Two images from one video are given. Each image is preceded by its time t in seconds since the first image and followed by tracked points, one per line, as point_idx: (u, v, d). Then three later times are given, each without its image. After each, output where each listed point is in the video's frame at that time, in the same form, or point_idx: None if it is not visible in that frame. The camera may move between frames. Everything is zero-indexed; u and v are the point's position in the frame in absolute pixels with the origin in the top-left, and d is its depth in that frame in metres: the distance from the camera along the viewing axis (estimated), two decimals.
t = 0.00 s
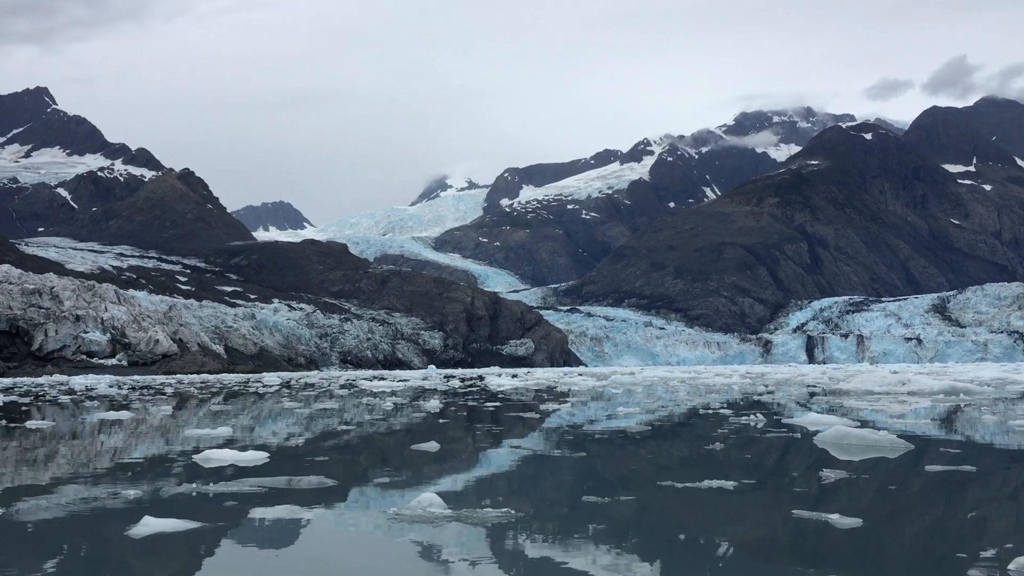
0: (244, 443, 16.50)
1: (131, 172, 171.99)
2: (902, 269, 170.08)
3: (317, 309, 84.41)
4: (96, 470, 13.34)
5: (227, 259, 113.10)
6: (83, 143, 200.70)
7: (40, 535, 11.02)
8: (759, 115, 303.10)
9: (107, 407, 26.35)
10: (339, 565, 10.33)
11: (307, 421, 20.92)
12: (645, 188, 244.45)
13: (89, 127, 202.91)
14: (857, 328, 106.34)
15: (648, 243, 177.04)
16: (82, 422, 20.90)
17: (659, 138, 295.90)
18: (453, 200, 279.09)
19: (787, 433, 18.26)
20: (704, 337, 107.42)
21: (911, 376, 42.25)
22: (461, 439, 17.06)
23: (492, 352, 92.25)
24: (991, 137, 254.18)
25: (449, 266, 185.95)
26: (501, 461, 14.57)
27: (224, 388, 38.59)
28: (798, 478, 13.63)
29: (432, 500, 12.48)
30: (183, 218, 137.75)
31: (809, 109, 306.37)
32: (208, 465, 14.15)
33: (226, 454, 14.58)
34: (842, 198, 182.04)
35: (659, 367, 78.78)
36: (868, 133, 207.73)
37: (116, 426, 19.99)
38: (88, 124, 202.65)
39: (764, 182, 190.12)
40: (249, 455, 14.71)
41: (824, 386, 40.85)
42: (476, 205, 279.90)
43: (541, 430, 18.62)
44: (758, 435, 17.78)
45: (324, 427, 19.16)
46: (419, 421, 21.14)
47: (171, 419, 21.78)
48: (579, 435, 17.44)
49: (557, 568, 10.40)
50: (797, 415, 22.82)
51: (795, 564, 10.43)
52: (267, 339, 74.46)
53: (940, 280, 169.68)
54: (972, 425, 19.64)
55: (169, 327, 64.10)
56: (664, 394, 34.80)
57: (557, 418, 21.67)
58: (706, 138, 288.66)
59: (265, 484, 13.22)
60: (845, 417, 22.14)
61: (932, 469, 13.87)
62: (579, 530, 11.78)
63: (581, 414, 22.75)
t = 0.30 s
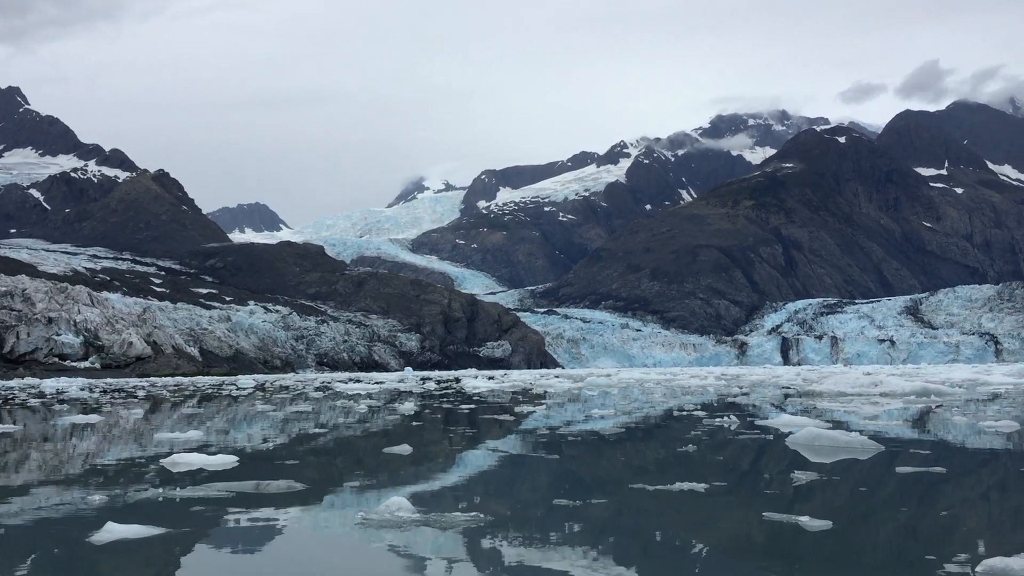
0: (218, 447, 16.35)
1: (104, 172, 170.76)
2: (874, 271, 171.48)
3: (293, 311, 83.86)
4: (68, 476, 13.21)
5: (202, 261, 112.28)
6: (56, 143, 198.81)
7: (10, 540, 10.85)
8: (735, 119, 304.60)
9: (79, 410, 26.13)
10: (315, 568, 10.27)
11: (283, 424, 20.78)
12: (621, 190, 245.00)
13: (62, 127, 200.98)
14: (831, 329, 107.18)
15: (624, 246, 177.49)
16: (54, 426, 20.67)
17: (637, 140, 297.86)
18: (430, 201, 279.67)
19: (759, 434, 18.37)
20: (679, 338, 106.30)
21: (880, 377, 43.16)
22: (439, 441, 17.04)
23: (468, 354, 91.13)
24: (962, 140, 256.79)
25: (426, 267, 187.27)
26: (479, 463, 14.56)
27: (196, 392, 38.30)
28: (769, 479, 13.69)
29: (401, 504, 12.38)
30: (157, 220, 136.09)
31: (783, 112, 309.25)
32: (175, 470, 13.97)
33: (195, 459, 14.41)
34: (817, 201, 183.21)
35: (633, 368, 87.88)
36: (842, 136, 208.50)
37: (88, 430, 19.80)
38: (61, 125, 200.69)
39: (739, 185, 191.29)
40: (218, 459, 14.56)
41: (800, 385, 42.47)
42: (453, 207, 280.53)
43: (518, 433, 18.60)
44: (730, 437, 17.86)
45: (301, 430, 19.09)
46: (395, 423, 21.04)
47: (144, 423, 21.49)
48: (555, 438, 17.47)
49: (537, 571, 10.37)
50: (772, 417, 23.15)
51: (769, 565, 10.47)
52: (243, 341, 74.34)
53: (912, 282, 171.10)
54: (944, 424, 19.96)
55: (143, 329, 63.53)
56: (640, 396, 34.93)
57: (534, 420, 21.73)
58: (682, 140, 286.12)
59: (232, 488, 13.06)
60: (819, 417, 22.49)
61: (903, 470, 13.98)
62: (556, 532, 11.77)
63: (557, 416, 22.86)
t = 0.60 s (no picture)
0: (191, 449, 16.28)
1: (76, 173, 169.00)
2: (846, 272, 172.86)
3: (267, 312, 83.23)
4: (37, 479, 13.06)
5: (174, 262, 111.26)
6: (27, 143, 196.19)
7: None
8: (708, 121, 306.75)
9: (50, 412, 25.92)
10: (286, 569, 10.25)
11: (257, 426, 20.64)
12: (596, 192, 245.52)
13: (33, 127, 198.37)
14: (804, 330, 109.40)
15: (600, 247, 177.85)
16: (23, 429, 20.46)
17: (611, 142, 299.32)
18: (405, 203, 279.70)
19: (730, 435, 18.48)
20: (654, 339, 105.93)
21: (848, 377, 44.01)
22: (414, 443, 17.08)
23: (444, 355, 91.59)
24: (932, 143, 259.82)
25: (401, 268, 187.75)
26: (453, 464, 14.54)
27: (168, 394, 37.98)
28: (738, 480, 13.77)
29: (368, 506, 12.31)
30: (130, 221, 134.54)
31: (757, 114, 311.89)
32: (141, 473, 13.84)
33: (162, 462, 14.31)
34: (789, 203, 184.68)
35: (605, 367, 95.68)
36: (814, 138, 209.62)
37: (59, 432, 19.56)
38: (32, 124, 198.04)
39: (712, 187, 192.23)
40: (186, 462, 14.45)
41: (772, 386, 43.18)
42: (428, 208, 280.64)
43: (493, 435, 18.62)
44: (702, 437, 17.97)
45: (275, 432, 19.08)
46: (370, 425, 21.03)
47: (116, 425, 21.37)
48: (530, 439, 17.51)
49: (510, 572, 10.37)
50: (744, 417, 23.40)
51: (741, 564, 10.53)
52: (216, 342, 73.55)
53: (883, 283, 172.54)
54: (917, 425, 20.06)
55: (115, 330, 63.04)
56: (611, 397, 35.07)
57: (510, 421, 21.75)
58: (657, 143, 288.17)
59: (198, 491, 12.92)
60: (790, 418, 22.69)
61: (873, 470, 14.08)
62: (531, 533, 11.79)
63: (533, 417, 23.00)
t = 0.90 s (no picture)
0: (165, 450, 16.21)
1: (47, 171, 166.44)
2: (819, 271, 173.70)
3: (241, 311, 82.33)
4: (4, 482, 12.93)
5: (147, 261, 107.83)
6: None
7: None
8: (683, 122, 308.48)
9: (21, 412, 25.79)
10: (259, 571, 10.20)
11: (230, 426, 20.61)
12: (572, 191, 245.66)
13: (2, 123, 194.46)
14: (777, 329, 108.11)
15: (575, 246, 177.43)
16: None
17: (587, 142, 300.51)
18: (380, 202, 278.55)
19: (701, 434, 18.58)
20: (629, 338, 105.00)
21: (821, 376, 44.37)
22: (390, 443, 17.08)
23: (419, 355, 91.70)
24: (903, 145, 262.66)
25: (377, 268, 186.87)
26: (429, 464, 14.52)
27: (139, 394, 37.59)
28: (708, 480, 13.81)
29: (335, 508, 12.18)
30: (102, 219, 133.43)
31: (731, 115, 314.27)
32: (108, 474, 13.69)
33: (128, 463, 14.20)
34: (762, 203, 184.73)
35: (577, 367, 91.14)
36: (787, 139, 211.08)
37: (29, 433, 19.44)
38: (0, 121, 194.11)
39: (687, 187, 192.21)
40: (153, 463, 14.32)
41: (746, 384, 43.50)
42: (404, 207, 279.63)
43: (468, 435, 18.64)
44: (673, 436, 18.09)
45: (249, 432, 19.03)
46: (345, 425, 21.09)
47: (89, 425, 21.23)
48: (503, 439, 17.57)
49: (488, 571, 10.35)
50: (717, 416, 23.49)
51: (715, 562, 10.57)
52: (190, 342, 72.31)
53: (854, 283, 174.13)
54: (889, 424, 20.19)
55: (86, 329, 62.44)
56: (585, 396, 35.17)
57: (485, 421, 21.81)
58: (632, 142, 288.85)
59: (164, 493, 12.78)
60: (762, 417, 22.77)
61: (842, 469, 14.19)
62: (507, 532, 11.82)
63: (508, 417, 23.02)
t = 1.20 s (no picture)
0: (137, 450, 16.07)
1: (14, 168, 162.63)
2: (791, 270, 174.36)
3: (213, 310, 81.27)
4: None
5: (118, 257, 106.90)
6: None
7: None
8: (658, 121, 309.38)
9: None
10: (231, 571, 10.12)
11: (203, 425, 20.43)
12: (547, 190, 245.33)
13: None
14: (749, 328, 108.25)
15: (550, 245, 175.55)
16: None
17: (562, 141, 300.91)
18: (355, 200, 276.34)
19: (671, 432, 18.71)
20: (604, 337, 103.23)
21: (794, 374, 44.78)
22: (363, 442, 16.98)
23: (394, 353, 90.62)
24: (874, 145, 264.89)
25: (351, 267, 185.31)
26: (403, 463, 14.51)
27: (108, 393, 37.04)
28: (678, 478, 13.87)
29: (300, 508, 12.07)
30: (72, 216, 131.38)
31: (705, 115, 315.91)
32: (73, 475, 13.54)
33: (92, 464, 14.03)
34: (737, 203, 183.87)
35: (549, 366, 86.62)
36: (759, 139, 211.78)
37: None
38: None
39: (662, 186, 191.43)
40: (118, 464, 14.20)
41: (720, 382, 43.88)
42: (379, 206, 277.63)
43: (442, 433, 18.64)
44: (645, 436, 18.18)
45: (222, 432, 18.86)
46: (319, 424, 21.00)
47: (58, 425, 20.90)
48: (479, 437, 17.58)
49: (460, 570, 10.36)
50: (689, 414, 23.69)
51: (687, 561, 10.62)
52: (161, 340, 71.16)
53: (825, 282, 175.50)
54: (860, 423, 20.31)
55: (56, 328, 61.47)
56: (559, 395, 35.18)
57: (460, 420, 21.70)
58: (607, 141, 289.48)
59: (127, 495, 12.61)
60: (734, 415, 22.98)
61: (811, 467, 14.31)
62: (480, 530, 11.84)
63: (481, 416, 22.96)
